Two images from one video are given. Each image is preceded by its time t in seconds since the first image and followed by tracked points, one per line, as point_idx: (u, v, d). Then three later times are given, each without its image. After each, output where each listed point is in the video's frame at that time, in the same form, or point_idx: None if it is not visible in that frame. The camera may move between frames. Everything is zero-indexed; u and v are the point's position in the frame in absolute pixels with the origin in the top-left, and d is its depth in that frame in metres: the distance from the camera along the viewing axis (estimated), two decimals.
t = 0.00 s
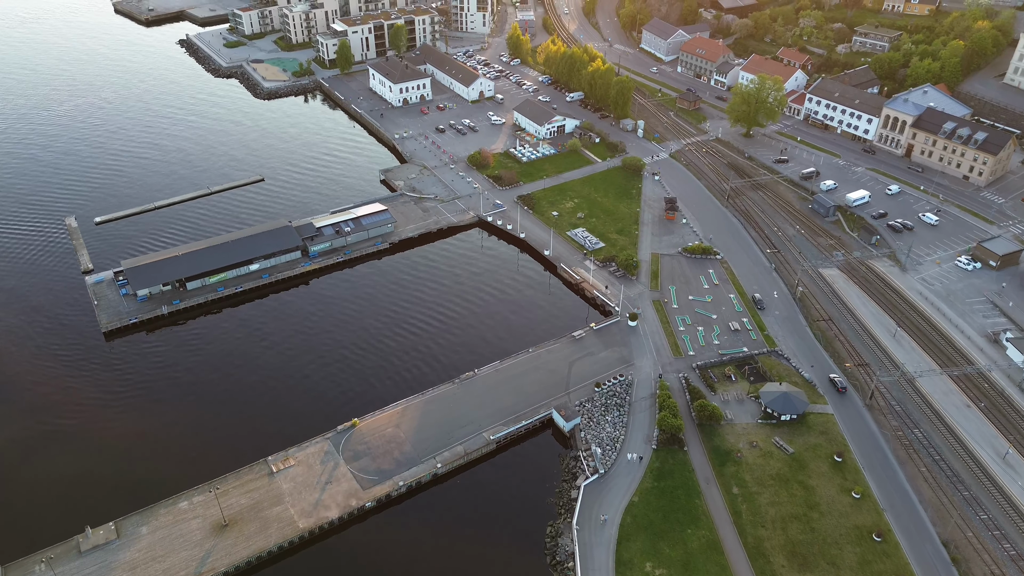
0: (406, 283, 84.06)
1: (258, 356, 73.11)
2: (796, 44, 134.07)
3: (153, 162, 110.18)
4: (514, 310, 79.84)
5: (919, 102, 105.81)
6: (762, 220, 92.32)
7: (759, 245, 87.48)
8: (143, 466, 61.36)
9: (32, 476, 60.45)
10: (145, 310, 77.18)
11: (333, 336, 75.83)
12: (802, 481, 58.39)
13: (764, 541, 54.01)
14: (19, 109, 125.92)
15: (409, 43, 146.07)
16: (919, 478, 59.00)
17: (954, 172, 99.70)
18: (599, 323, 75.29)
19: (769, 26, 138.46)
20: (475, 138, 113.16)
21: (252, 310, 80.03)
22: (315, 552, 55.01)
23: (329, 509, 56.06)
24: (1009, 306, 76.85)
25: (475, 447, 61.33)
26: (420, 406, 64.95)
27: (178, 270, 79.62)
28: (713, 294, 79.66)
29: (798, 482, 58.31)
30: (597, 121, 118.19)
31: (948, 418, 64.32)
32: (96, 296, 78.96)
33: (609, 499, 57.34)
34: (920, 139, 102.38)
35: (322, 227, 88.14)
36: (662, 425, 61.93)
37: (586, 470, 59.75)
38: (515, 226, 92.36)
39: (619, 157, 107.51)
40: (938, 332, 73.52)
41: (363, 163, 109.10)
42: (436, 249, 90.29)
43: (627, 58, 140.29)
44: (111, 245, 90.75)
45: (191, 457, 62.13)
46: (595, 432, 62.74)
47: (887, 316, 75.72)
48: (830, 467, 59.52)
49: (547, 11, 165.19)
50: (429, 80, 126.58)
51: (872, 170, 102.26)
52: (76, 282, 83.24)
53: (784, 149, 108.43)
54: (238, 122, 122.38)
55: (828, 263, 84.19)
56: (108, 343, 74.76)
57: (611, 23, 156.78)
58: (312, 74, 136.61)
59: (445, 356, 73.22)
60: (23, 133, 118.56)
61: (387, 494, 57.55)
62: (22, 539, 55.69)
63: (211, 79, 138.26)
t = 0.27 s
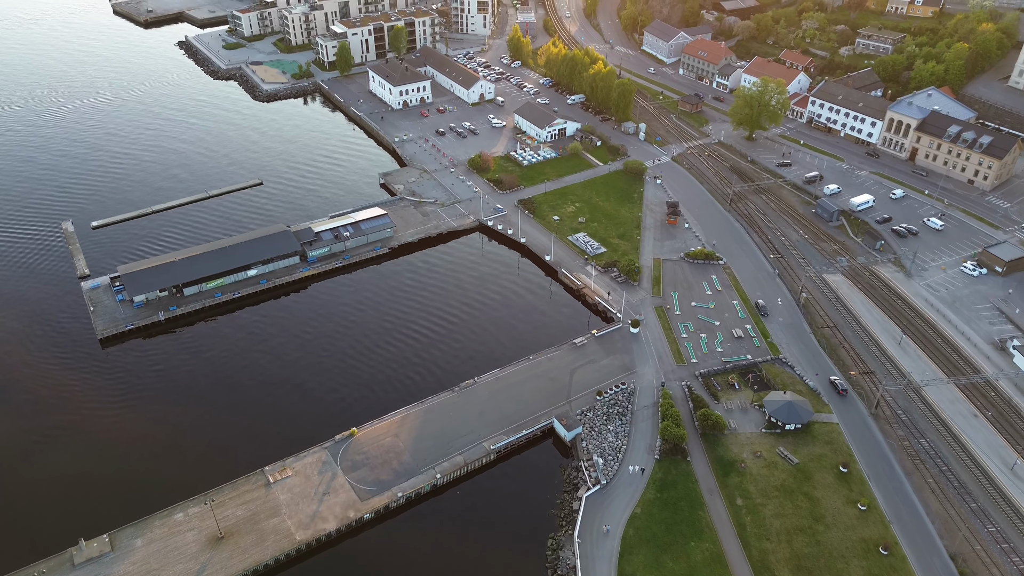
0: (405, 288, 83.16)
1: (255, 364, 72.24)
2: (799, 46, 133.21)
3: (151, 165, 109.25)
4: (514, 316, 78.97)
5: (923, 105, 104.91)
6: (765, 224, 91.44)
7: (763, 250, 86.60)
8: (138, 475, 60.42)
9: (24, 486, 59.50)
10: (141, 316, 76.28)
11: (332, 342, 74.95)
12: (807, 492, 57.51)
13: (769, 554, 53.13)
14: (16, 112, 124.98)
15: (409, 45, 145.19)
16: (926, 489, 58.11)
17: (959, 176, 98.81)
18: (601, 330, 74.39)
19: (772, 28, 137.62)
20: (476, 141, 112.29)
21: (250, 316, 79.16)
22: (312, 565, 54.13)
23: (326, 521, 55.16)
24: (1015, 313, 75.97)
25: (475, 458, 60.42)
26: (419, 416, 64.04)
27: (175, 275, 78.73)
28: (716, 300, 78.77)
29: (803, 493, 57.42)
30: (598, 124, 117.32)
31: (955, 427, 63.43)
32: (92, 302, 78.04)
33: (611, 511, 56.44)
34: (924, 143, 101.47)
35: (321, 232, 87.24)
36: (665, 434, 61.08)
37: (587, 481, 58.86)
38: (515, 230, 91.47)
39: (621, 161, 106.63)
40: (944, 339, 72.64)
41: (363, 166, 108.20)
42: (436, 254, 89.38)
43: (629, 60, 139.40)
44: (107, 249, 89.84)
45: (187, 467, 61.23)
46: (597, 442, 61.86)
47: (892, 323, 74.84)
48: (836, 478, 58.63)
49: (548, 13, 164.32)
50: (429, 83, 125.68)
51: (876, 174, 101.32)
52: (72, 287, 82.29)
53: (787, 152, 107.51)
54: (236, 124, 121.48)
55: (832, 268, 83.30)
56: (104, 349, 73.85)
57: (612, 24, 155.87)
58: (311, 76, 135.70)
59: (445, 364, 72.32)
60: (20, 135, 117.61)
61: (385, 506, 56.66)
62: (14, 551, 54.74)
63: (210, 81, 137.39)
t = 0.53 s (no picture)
0: (405, 294, 82.30)
1: (253, 370, 71.37)
2: (802, 48, 132.29)
3: (149, 167, 108.30)
4: (515, 323, 78.09)
5: (927, 108, 103.96)
6: (768, 229, 90.54)
7: (766, 256, 85.68)
8: (133, 485, 59.47)
9: (18, 496, 58.59)
10: (138, 323, 75.37)
11: (331, 349, 74.08)
12: (813, 504, 56.60)
13: (774, 568, 52.22)
14: (14, 114, 124.02)
15: (409, 47, 144.31)
16: (933, 501, 57.21)
17: (964, 180, 97.86)
18: (603, 337, 73.47)
19: (775, 30, 136.69)
20: (476, 144, 111.44)
21: (248, 322, 78.29)
22: None
23: (324, 533, 54.28)
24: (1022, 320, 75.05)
25: (475, 468, 59.52)
26: (418, 425, 63.15)
27: (172, 281, 77.85)
28: (719, 307, 77.87)
29: (809, 505, 56.51)
30: (600, 127, 116.39)
31: (962, 437, 62.53)
32: (89, 308, 77.18)
33: (613, 523, 55.54)
34: (929, 146, 100.53)
35: (320, 237, 86.35)
36: (668, 445, 60.20)
37: (589, 492, 57.95)
38: (516, 235, 90.61)
39: (622, 164, 105.75)
40: (951, 347, 71.72)
41: (363, 169, 107.31)
42: (436, 259, 88.48)
43: (631, 62, 138.50)
44: (104, 253, 88.99)
45: (183, 477, 60.31)
46: (599, 452, 61.00)
47: (898, 330, 73.93)
48: (842, 489, 57.72)
49: (550, 14, 163.42)
50: (430, 85, 124.81)
51: (880, 178, 100.37)
52: (68, 293, 81.37)
53: (790, 156, 106.55)
54: (236, 127, 120.62)
55: (836, 274, 82.37)
56: (100, 356, 72.96)
57: (614, 26, 154.97)
58: (311, 78, 134.83)
59: (445, 371, 71.42)
60: (17, 138, 116.69)
61: (384, 517, 55.78)
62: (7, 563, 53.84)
63: (209, 83, 136.51)
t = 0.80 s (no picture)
0: (405, 300, 81.46)
1: (251, 379, 70.51)
2: (805, 51, 131.31)
3: (147, 171, 107.45)
4: (517, 329, 77.23)
5: (933, 112, 102.99)
6: (772, 234, 89.63)
7: (770, 261, 84.77)
8: (129, 496, 58.65)
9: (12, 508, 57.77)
10: (135, 330, 74.51)
11: (330, 356, 73.24)
12: (819, 517, 55.71)
13: None
14: (11, 116, 123.15)
15: (410, 49, 143.45)
16: (941, 513, 56.30)
17: (970, 184, 96.88)
18: (605, 344, 72.56)
19: (778, 33, 135.76)
20: (477, 147, 110.57)
21: (247, 329, 77.43)
22: None
23: (322, 546, 53.43)
24: None
25: (476, 479, 58.65)
26: (418, 434, 62.25)
27: (170, 287, 76.97)
28: (722, 313, 76.96)
29: (815, 517, 55.62)
30: (602, 130, 115.51)
31: (970, 448, 61.62)
32: (85, 314, 76.31)
33: (616, 535, 54.66)
34: (934, 150, 99.57)
35: (319, 242, 85.50)
36: (672, 455, 59.33)
37: (592, 504, 57.10)
38: (518, 240, 89.75)
39: (625, 168, 104.85)
40: (958, 355, 70.81)
41: (363, 173, 106.47)
42: (437, 264, 87.66)
43: (633, 64, 137.64)
44: (102, 258, 88.17)
45: (179, 487, 59.50)
46: (602, 462, 60.11)
47: (904, 338, 73.00)
48: (848, 501, 56.81)
49: (551, 16, 162.54)
50: (431, 88, 123.96)
51: (885, 182, 99.41)
52: (65, 299, 80.54)
53: (794, 160, 105.63)
54: (235, 129, 119.78)
55: (841, 280, 81.43)
56: (97, 363, 72.12)
57: (616, 28, 154.05)
58: (311, 80, 134.01)
59: (446, 379, 70.58)
60: (15, 141, 115.81)
61: (383, 529, 54.93)
62: None
63: (208, 85, 135.69)
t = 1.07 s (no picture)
0: (406, 305, 80.61)
1: (249, 386, 69.61)
2: (809, 53, 130.33)
3: (145, 174, 106.56)
4: (518, 336, 76.35)
5: (938, 115, 102.00)
6: (776, 239, 88.70)
7: (775, 267, 83.84)
8: (124, 507, 57.80)
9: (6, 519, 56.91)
10: (132, 336, 73.65)
11: (329, 363, 72.35)
12: (825, 529, 54.79)
13: None
14: (9, 119, 122.27)
15: (411, 51, 142.62)
16: (950, 525, 55.40)
17: (976, 189, 95.91)
18: (608, 352, 71.64)
19: (781, 35, 134.80)
20: (479, 151, 109.71)
21: (245, 335, 76.56)
22: None
23: (320, 558, 52.58)
24: None
25: (476, 490, 57.78)
26: (418, 444, 61.34)
27: (167, 293, 76.10)
28: (726, 320, 76.02)
29: (821, 530, 54.70)
30: (604, 133, 114.61)
31: (978, 458, 60.71)
32: (82, 320, 75.42)
33: (619, 548, 53.76)
34: (940, 154, 98.61)
35: (319, 246, 84.62)
36: (675, 465, 58.44)
37: (594, 516, 56.22)
38: (519, 244, 88.85)
39: (627, 171, 103.95)
40: (965, 363, 69.90)
41: (363, 176, 105.61)
42: (437, 269, 86.80)
43: (635, 66, 136.77)
44: (99, 263, 87.30)
45: (175, 498, 58.63)
46: (604, 473, 59.24)
47: (911, 345, 72.09)
48: (855, 513, 55.90)
49: (553, 18, 161.68)
50: (431, 90, 123.10)
51: (890, 186, 98.43)
52: (61, 304, 79.67)
53: (799, 163, 104.69)
54: (234, 132, 118.93)
55: (847, 287, 80.49)
56: (93, 370, 71.26)
57: (618, 30, 153.18)
58: (311, 83, 133.14)
59: (446, 387, 69.70)
60: (13, 143, 114.92)
61: (382, 542, 54.07)
62: None
63: (208, 87, 134.85)
